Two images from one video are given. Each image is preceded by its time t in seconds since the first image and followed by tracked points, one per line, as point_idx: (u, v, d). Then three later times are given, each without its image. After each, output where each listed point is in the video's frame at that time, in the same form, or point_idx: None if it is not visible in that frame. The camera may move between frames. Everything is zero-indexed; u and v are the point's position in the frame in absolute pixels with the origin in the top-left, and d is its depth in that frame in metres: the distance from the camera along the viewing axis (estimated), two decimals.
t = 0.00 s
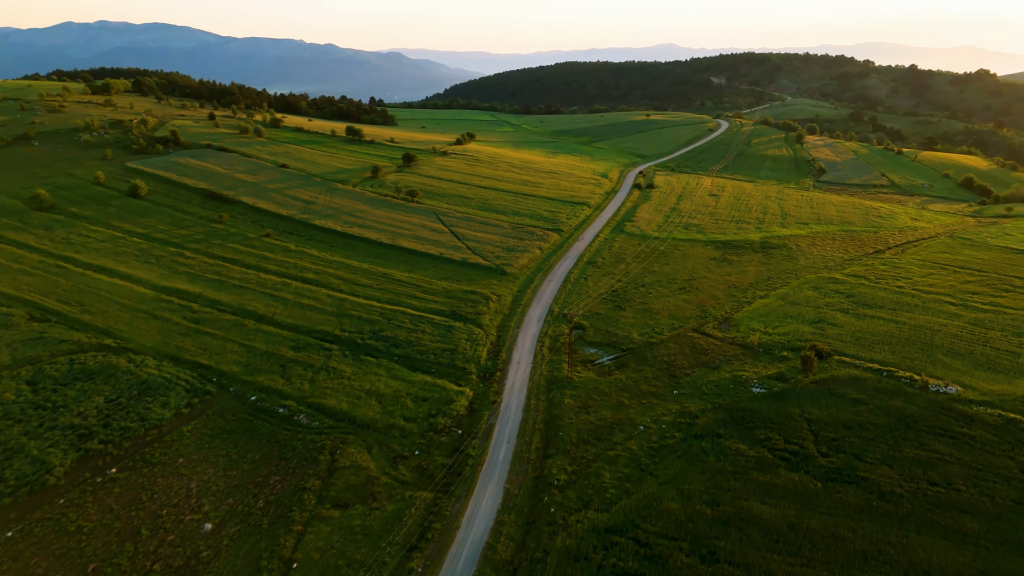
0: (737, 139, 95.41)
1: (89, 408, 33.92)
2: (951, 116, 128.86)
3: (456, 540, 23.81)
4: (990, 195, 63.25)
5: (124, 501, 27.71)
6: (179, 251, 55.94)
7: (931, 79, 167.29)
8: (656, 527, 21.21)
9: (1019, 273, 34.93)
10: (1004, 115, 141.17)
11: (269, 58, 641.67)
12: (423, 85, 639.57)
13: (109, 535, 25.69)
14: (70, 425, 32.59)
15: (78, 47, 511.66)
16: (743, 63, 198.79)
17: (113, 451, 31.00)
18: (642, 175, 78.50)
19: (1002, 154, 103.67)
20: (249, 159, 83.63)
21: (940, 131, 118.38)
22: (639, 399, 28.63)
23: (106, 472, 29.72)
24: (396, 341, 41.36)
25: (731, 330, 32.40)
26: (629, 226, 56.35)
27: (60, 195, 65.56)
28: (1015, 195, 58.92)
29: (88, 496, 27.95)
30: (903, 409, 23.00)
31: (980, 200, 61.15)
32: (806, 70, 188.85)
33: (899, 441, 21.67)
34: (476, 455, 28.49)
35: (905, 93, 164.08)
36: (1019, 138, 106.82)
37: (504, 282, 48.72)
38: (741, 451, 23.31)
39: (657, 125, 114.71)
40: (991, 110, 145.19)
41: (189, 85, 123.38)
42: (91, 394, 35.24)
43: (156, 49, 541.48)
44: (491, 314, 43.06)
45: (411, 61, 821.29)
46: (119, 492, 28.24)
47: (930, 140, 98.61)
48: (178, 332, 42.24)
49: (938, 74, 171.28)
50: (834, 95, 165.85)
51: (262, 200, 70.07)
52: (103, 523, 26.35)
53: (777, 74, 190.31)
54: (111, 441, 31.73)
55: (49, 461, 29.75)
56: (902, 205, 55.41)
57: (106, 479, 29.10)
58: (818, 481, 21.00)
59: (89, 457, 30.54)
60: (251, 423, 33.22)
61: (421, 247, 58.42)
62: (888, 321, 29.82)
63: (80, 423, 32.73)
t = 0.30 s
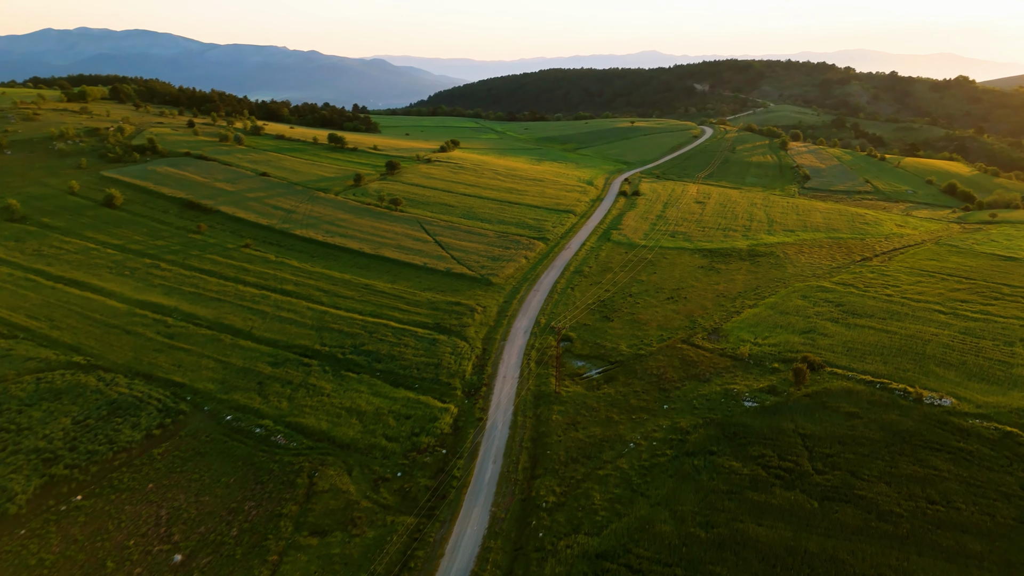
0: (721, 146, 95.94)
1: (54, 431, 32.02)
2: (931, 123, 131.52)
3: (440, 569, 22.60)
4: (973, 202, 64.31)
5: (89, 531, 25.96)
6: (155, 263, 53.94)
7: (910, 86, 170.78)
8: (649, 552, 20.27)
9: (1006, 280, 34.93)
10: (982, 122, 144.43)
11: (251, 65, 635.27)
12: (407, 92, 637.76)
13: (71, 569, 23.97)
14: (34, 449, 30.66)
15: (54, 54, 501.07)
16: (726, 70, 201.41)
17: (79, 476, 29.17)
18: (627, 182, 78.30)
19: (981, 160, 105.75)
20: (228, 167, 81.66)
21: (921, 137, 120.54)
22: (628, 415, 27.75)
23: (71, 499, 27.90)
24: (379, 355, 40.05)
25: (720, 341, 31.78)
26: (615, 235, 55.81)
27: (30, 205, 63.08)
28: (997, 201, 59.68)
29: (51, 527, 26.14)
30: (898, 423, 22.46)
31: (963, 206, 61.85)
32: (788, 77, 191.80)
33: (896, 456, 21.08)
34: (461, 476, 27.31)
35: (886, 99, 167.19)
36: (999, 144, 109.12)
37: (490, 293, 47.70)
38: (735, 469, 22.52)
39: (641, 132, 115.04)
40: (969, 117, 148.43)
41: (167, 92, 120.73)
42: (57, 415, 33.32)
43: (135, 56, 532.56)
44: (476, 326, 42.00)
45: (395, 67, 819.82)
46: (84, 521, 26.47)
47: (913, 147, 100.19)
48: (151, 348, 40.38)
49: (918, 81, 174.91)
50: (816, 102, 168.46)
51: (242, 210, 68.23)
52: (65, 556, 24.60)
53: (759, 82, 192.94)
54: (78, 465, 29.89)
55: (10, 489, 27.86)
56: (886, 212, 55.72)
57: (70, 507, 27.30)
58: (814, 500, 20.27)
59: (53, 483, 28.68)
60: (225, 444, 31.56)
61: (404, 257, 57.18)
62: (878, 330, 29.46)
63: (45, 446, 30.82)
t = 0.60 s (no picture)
0: (703, 153, 96.47)
1: (14, 455, 30.02)
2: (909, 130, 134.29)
3: None
4: (953, 208, 65.32)
5: (47, 566, 24.17)
6: (126, 275, 51.72)
7: (887, 93, 174.42)
8: None
9: (991, 287, 35.01)
10: (960, 129, 148.03)
11: (231, 71, 626.94)
12: (390, 99, 634.81)
13: None
14: None
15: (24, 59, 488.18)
16: (706, 77, 204.02)
17: (40, 505, 27.27)
18: (611, 190, 78.07)
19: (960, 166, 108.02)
20: (204, 176, 79.42)
21: (900, 143, 122.94)
22: (616, 431, 26.87)
23: (29, 530, 26.01)
24: (358, 371, 38.66)
25: (708, 352, 31.17)
26: (599, 243, 55.24)
27: None
28: (977, 207, 60.55)
29: (6, 561, 24.28)
30: (891, 437, 21.96)
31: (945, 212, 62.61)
32: (768, 84, 194.85)
33: (890, 473, 20.54)
34: (443, 499, 26.11)
35: (865, 106, 170.52)
36: (977, 151, 111.74)
37: (472, 304, 46.63)
38: (726, 487, 21.73)
39: (624, 139, 115.35)
40: (946, 123, 151.95)
41: (142, 98, 117.66)
42: (18, 438, 31.30)
43: (110, 62, 521.63)
44: (458, 339, 40.87)
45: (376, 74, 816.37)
46: (42, 554, 24.68)
47: (892, 153, 101.89)
48: (120, 365, 38.35)
49: (895, 87, 178.74)
50: (796, 108, 171.15)
51: (218, 219, 66.16)
52: None
53: (739, 88, 195.59)
54: (38, 493, 27.97)
55: None
56: (868, 218, 56.12)
57: (28, 538, 25.43)
58: (809, 520, 19.55)
59: (11, 513, 26.75)
60: (196, 468, 29.84)
61: (384, 267, 55.79)
62: (867, 340, 29.10)
63: (3, 472, 28.81)
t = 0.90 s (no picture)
0: (686, 160, 96.86)
1: None
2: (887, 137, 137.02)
3: None
4: (936, 215, 66.23)
5: None
6: (97, 288, 49.50)
7: (868, 100, 177.84)
8: None
9: (977, 295, 35.03)
10: (939, 135, 151.64)
11: (211, 78, 618.24)
12: (374, 106, 631.61)
13: None
14: None
15: None
16: (688, 85, 206.27)
17: None
18: (595, 197, 77.71)
19: (940, 172, 110.35)
20: (181, 185, 77.14)
21: (881, 150, 125.28)
22: (604, 448, 25.97)
23: None
24: (337, 387, 37.23)
25: (696, 364, 30.52)
26: (584, 252, 54.62)
27: None
28: (958, 213, 61.35)
29: None
30: (885, 452, 21.45)
31: (927, 218, 63.31)
32: (749, 91, 197.63)
33: (886, 490, 19.98)
34: (425, 524, 24.89)
35: (845, 113, 173.70)
36: (956, 157, 114.39)
37: (456, 315, 45.52)
38: (719, 508, 20.93)
39: (607, 146, 115.51)
40: (925, 130, 155.57)
41: (118, 105, 114.48)
42: None
43: (85, 68, 510.41)
44: (441, 353, 39.76)
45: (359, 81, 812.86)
46: None
47: (874, 160, 103.44)
48: (86, 383, 36.32)
49: (874, 94, 182.40)
50: (777, 115, 173.68)
51: (194, 229, 64.07)
52: None
53: (721, 95, 197.99)
54: None
55: None
56: (852, 225, 56.44)
57: None
58: (805, 542, 18.83)
59: None
60: (164, 493, 28.12)
61: (366, 278, 54.37)
62: (856, 350, 28.74)
63: None
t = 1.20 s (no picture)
0: (668, 168, 97.24)
1: None
2: (864, 144, 139.90)
3: None
4: (915, 222, 67.13)
5: None
6: (62, 303, 46.97)
7: (844, 108, 181.85)
8: None
9: (961, 304, 35.06)
10: (915, 143, 155.45)
11: (187, 86, 607.78)
12: (355, 114, 627.23)
13: None
14: None
15: None
16: (669, 93, 208.64)
17: None
18: (578, 206, 77.25)
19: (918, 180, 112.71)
20: (153, 194, 74.50)
21: (859, 157, 127.70)
22: (591, 469, 24.95)
23: None
24: (312, 406, 35.57)
25: (683, 378, 29.76)
26: (567, 262, 53.87)
27: None
28: (938, 220, 62.13)
29: None
30: (879, 471, 20.85)
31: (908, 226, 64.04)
32: (728, 99, 200.60)
33: (882, 512, 19.32)
34: (403, 554, 23.48)
35: (823, 121, 177.33)
36: (932, 164, 116.99)
37: (436, 329, 44.23)
38: (711, 533, 20.04)
39: (588, 154, 115.63)
40: (901, 137, 159.28)
41: (89, 113, 110.87)
42: None
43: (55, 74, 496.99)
44: (421, 369, 38.44)
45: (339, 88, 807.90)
46: None
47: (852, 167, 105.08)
48: (46, 406, 34.04)
49: (851, 102, 186.52)
50: (756, 123, 176.53)
51: (166, 241, 61.66)
52: None
53: (701, 103, 200.61)
54: None
55: None
56: (833, 233, 56.73)
57: None
58: (802, 568, 18.02)
59: None
60: (125, 525, 26.19)
61: (343, 291, 52.75)
62: (844, 363, 28.31)
63: None
